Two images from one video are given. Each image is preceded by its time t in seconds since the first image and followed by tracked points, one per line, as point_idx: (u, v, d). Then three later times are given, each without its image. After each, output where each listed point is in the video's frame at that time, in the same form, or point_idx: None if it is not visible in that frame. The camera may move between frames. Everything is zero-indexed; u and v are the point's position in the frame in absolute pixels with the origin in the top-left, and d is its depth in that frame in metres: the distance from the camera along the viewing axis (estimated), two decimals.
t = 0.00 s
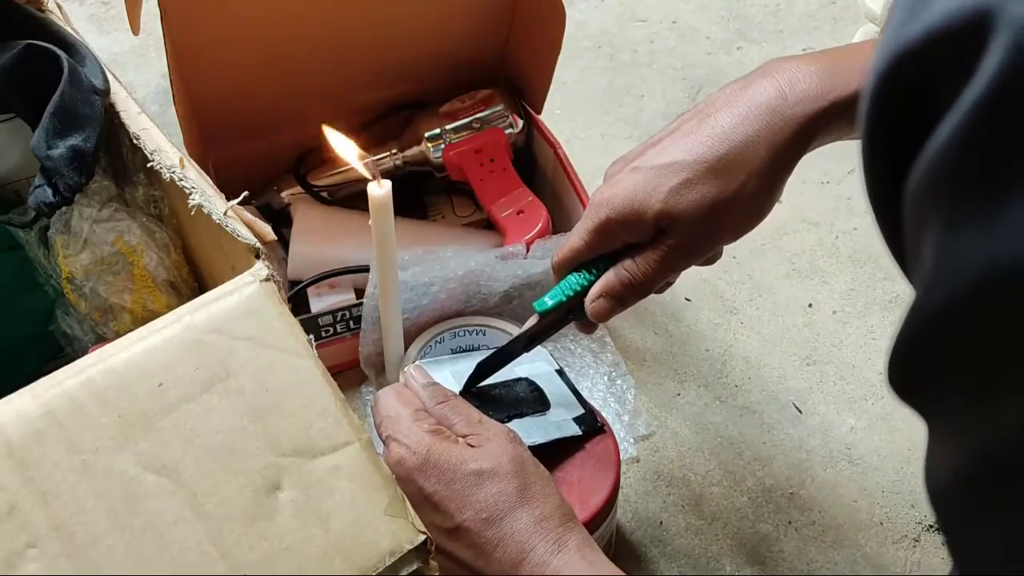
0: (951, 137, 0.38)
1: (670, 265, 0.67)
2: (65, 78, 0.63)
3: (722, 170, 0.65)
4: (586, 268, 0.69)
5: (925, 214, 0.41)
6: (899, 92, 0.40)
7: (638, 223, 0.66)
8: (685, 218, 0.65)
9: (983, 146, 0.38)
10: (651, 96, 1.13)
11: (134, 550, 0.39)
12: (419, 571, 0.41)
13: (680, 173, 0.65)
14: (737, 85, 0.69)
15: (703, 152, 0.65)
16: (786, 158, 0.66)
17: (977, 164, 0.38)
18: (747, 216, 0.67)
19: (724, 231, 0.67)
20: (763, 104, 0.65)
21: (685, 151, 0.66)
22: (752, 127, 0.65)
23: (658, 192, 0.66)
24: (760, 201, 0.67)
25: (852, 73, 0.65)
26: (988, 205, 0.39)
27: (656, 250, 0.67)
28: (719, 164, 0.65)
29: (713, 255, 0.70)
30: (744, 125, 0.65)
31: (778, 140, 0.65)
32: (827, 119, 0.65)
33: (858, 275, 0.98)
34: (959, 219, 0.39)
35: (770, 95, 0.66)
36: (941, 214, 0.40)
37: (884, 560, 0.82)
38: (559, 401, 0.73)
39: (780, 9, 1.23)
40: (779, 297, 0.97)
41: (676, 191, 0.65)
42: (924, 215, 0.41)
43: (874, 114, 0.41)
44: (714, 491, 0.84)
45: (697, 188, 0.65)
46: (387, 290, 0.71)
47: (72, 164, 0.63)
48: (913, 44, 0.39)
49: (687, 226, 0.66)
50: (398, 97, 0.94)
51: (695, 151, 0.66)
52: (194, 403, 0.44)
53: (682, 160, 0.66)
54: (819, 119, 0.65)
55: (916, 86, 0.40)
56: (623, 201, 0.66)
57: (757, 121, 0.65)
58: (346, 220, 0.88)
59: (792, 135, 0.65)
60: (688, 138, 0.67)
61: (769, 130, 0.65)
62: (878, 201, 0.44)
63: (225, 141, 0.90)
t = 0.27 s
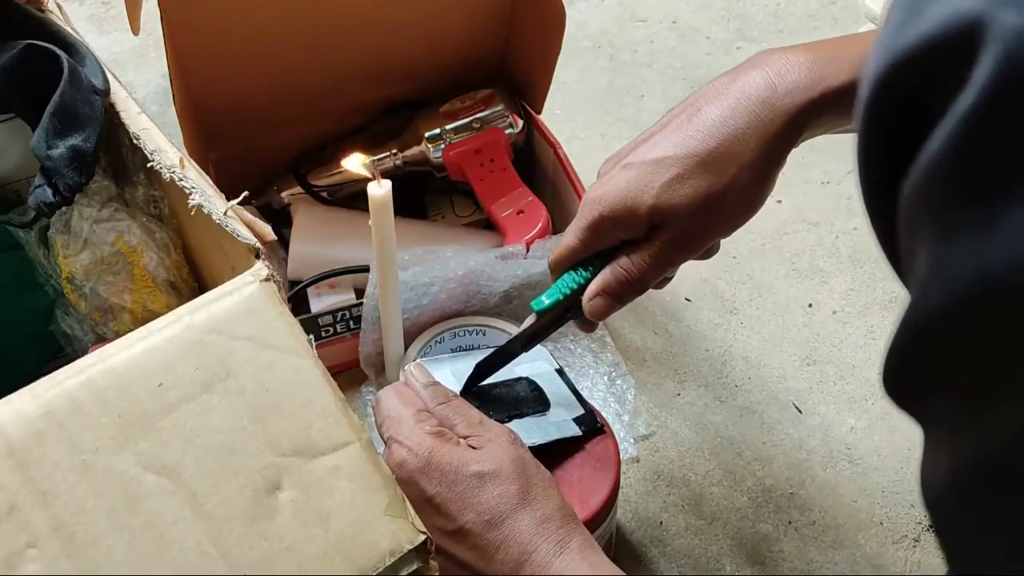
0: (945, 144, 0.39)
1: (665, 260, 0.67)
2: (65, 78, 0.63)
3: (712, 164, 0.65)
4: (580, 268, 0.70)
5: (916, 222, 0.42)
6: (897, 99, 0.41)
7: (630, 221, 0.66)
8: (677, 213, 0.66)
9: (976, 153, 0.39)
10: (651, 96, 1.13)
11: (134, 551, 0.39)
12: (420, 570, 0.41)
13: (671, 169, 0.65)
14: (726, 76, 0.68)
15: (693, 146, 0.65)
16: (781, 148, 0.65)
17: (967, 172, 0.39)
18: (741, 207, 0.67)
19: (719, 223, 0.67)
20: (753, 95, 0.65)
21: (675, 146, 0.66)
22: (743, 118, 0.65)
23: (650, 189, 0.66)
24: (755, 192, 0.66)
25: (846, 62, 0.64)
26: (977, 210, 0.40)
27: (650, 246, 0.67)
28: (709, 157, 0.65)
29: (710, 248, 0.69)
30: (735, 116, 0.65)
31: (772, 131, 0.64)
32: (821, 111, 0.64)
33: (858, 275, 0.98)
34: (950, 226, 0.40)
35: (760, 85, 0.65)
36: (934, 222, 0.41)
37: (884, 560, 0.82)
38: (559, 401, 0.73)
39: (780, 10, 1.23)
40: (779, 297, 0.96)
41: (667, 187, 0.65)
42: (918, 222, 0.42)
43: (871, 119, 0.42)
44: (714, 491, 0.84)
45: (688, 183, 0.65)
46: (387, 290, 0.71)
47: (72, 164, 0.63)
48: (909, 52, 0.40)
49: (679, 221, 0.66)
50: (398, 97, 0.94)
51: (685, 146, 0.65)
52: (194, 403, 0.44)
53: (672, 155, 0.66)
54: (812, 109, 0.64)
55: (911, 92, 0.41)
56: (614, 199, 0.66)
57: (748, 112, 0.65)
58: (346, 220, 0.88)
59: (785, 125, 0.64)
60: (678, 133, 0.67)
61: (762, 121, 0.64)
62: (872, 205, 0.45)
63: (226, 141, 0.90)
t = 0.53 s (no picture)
0: (934, 160, 0.38)
1: (665, 267, 0.68)
2: (65, 78, 0.63)
3: (712, 172, 0.65)
4: (579, 274, 0.70)
5: (907, 236, 0.41)
6: (886, 116, 0.39)
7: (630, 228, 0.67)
8: (678, 221, 0.66)
9: (968, 164, 0.37)
10: (651, 96, 1.13)
11: (134, 551, 0.39)
12: (419, 571, 0.41)
13: (671, 177, 0.66)
14: (726, 84, 0.68)
15: (693, 155, 0.65)
16: (780, 154, 0.65)
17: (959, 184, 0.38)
18: (741, 215, 0.67)
19: (718, 231, 0.67)
20: (752, 103, 0.65)
21: (675, 155, 0.66)
22: (743, 126, 0.65)
23: (649, 197, 0.66)
24: (754, 199, 0.67)
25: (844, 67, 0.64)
26: (962, 222, 0.38)
27: (650, 253, 0.67)
28: (710, 166, 0.65)
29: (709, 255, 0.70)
30: (735, 125, 0.65)
31: (771, 138, 0.64)
32: (821, 116, 0.64)
33: (858, 275, 0.98)
34: (938, 240, 0.39)
35: (760, 93, 0.65)
36: (924, 238, 0.40)
37: (884, 560, 0.82)
38: (559, 404, 0.73)
39: (780, 9, 1.23)
40: (779, 296, 0.96)
41: (667, 196, 0.65)
42: (909, 238, 0.40)
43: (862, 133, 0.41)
44: (714, 491, 0.84)
45: (688, 191, 0.65)
46: (387, 290, 0.71)
47: (72, 164, 0.63)
48: (898, 65, 0.39)
49: (679, 229, 0.66)
50: (397, 97, 0.94)
51: (685, 155, 0.66)
52: (194, 403, 0.44)
53: (672, 164, 0.66)
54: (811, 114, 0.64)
55: (900, 106, 0.39)
56: (615, 206, 0.67)
57: (748, 120, 0.65)
58: (346, 220, 0.88)
59: (784, 133, 0.64)
60: (678, 141, 0.67)
61: (762, 129, 0.64)
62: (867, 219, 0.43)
63: (225, 141, 0.90)
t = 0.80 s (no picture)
0: (923, 161, 0.37)
1: (667, 276, 0.68)
2: (65, 78, 0.63)
3: (715, 182, 0.65)
4: (581, 279, 0.70)
5: (897, 240, 0.40)
6: (876, 116, 0.38)
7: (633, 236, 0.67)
8: (680, 230, 0.66)
9: (956, 170, 0.37)
10: (651, 96, 1.13)
11: (134, 550, 0.39)
12: (420, 571, 0.41)
13: (674, 186, 0.66)
14: (730, 93, 0.68)
15: (696, 164, 0.65)
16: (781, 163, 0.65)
17: (948, 187, 0.37)
18: (743, 225, 0.67)
19: (720, 240, 0.67)
20: (754, 114, 0.65)
21: (678, 164, 0.66)
22: (746, 136, 0.65)
23: (653, 206, 0.66)
24: (756, 209, 0.67)
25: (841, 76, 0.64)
26: (951, 224, 0.38)
27: (652, 261, 0.67)
28: (712, 175, 0.65)
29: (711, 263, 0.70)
30: (736, 134, 0.65)
31: (773, 147, 0.64)
32: (822, 124, 0.64)
33: (858, 275, 0.98)
34: (928, 244, 0.39)
35: (762, 103, 0.65)
36: (911, 241, 0.39)
37: (884, 559, 0.82)
38: (559, 406, 0.73)
39: (780, 9, 1.23)
40: (779, 296, 0.97)
41: (670, 205, 0.65)
42: (897, 242, 0.40)
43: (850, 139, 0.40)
44: (714, 491, 0.84)
45: (691, 200, 0.65)
46: (387, 290, 0.71)
47: (72, 164, 0.63)
48: (886, 68, 0.38)
49: (681, 238, 0.66)
50: (397, 97, 0.94)
51: (688, 164, 0.66)
52: (194, 403, 0.44)
53: (676, 173, 0.66)
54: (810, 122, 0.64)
55: (890, 108, 0.38)
56: (617, 214, 0.67)
57: (750, 130, 0.65)
58: (346, 221, 0.88)
59: (785, 142, 0.64)
60: (681, 149, 0.67)
61: (763, 138, 0.64)
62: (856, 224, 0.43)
63: (226, 141, 0.90)
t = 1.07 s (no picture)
0: (907, 155, 0.36)
1: (664, 276, 0.68)
2: (65, 78, 0.63)
3: (710, 183, 0.65)
4: (578, 281, 0.70)
5: (880, 234, 0.39)
6: (860, 115, 0.38)
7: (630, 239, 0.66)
8: (676, 232, 0.66)
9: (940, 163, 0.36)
10: (651, 96, 1.13)
11: (134, 550, 0.39)
12: (419, 570, 0.41)
13: (669, 188, 0.65)
14: (723, 92, 0.68)
15: (690, 165, 0.65)
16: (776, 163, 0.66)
17: (935, 181, 0.36)
18: (738, 225, 0.67)
19: (716, 239, 0.67)
20: (749, 115, 0.65)
21: (672, 166, 0.66)
22: (739, 136, 0.65)
23: (649, 209, 0.66)
24: (751, 208, 0.67)
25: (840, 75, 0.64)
26: (937, 219, 0.37)
27: (648, 263, 0.67)
28: (707, 177, 0.65)
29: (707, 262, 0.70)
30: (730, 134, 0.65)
31: (768, 146, 0.64)
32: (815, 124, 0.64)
33: (858, 275, 0.98)
34: (913, 238, 0.37)
35: (756, 102, 0.65)
36: (896, 236, 0.38)
37: (884, 560, 0.82)
38: (559, 406, 0.73)
39: (780, 10, 1.23)
40: (778, 297, 0.97)
41: (666, 207, 0.65)
42: (881, 238, 0.39)
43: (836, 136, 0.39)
44: (714, 491, 0.84)
45: (686, 202, 0.65)
46: (387, 290, 0.71)
47: (72, 164, 0.63)
48: (871, 65, 0.37)
49: (677, 239, 0.66)
50: (396, 97, 0.94)
51: (683, 166, 0.65)
52: (194, 403, 0.44)
53: (670, 175, 0.66)
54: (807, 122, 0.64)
55: (873, 104, 0.37)
56: (613, 218, 0.66)
57: (745, 130, 0.65)
58: (346, 221, 0.88)
59: (781, 143, 0.64)
60: (675, 151, 0.67)
61: (757, 137, 0.64)
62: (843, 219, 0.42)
63: (226, 141, 0.90)
